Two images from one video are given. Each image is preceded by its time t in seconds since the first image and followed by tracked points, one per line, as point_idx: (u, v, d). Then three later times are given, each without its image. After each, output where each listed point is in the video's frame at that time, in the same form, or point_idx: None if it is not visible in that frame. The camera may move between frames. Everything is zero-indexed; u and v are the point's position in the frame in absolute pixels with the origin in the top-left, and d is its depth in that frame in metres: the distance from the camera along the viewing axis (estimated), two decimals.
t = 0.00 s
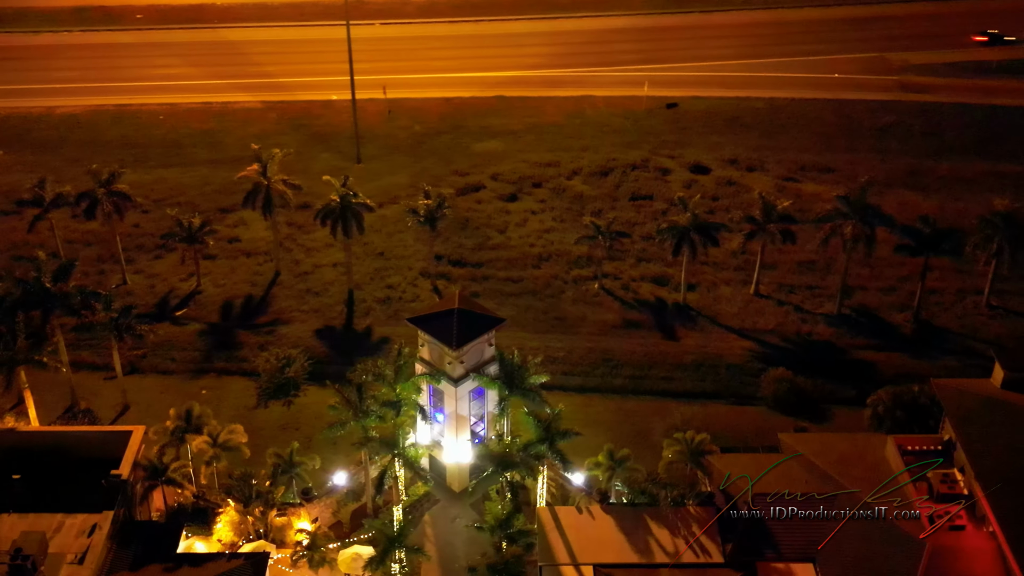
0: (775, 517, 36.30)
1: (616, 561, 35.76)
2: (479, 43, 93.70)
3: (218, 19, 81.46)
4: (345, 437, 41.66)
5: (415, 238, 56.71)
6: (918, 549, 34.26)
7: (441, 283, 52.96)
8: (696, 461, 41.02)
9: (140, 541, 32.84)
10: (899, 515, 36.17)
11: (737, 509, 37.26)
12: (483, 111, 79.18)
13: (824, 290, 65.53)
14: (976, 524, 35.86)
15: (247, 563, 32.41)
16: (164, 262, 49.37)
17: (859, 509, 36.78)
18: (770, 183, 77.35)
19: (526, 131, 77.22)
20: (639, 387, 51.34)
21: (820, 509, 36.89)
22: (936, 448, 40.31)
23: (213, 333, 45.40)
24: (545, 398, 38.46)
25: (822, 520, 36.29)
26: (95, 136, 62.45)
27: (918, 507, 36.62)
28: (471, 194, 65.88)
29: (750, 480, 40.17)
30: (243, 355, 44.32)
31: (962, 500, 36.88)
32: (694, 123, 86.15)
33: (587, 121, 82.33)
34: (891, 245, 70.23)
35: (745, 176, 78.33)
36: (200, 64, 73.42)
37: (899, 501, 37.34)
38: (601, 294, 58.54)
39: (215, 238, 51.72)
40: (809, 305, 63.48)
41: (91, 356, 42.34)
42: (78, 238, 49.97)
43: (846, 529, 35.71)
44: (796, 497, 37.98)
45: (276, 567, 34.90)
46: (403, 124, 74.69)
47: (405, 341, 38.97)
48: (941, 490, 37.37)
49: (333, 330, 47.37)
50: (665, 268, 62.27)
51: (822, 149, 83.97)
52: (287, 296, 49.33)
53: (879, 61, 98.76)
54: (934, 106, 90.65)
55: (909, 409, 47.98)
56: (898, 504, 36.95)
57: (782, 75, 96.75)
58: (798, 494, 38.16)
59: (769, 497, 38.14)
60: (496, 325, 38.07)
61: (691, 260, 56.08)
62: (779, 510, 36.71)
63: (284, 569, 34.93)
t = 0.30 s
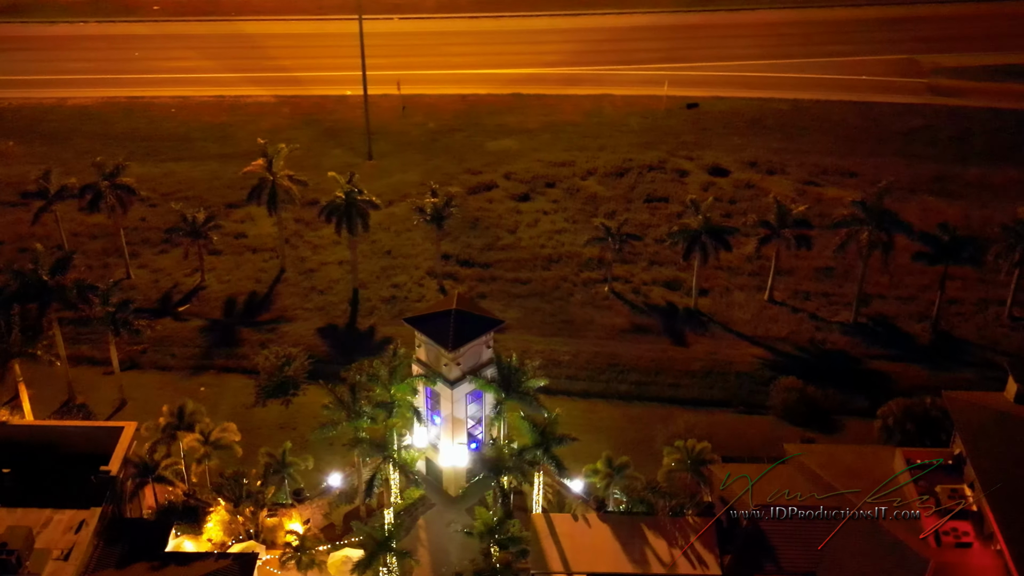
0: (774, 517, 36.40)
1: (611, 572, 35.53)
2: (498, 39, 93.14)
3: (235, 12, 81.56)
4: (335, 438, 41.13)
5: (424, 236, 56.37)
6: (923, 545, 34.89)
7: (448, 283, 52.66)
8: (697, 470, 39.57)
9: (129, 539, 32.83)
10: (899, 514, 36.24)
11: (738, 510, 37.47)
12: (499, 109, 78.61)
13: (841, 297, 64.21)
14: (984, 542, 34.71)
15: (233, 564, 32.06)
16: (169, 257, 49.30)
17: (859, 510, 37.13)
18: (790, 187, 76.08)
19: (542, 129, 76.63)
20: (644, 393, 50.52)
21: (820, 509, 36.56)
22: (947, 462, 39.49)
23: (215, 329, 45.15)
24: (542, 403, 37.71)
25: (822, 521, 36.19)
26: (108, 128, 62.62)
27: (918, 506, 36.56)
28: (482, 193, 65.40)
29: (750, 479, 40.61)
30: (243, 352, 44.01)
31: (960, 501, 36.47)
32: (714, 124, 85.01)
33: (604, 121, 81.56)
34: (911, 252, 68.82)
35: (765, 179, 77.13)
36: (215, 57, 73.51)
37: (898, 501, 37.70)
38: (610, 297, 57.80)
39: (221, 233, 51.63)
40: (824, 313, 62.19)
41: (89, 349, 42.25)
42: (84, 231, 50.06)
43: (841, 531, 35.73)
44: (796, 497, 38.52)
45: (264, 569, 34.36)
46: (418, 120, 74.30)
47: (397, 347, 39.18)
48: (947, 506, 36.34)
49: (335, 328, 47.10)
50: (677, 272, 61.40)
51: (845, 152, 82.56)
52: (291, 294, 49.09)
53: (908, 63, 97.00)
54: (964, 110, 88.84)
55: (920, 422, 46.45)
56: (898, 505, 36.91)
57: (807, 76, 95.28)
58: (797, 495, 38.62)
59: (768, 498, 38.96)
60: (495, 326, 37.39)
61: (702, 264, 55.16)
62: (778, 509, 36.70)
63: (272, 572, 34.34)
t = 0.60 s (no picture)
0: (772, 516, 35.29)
1: None
2: (518, 36, 92.56)
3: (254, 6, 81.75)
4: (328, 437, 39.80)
5: (432, 236, 56.05)
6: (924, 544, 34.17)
7: (455, 283, 52.34)
8: (696, 481, 39.05)
9: (119, 538, 32.19)
10: (900, 514, 35.41)
11: (738, 509, 37.38)
12: (515, 107, 78.08)
13: (859, 305, 62.47)
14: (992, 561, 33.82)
15: (219, 564, 31.59)
16: (174, 253, 49.31)
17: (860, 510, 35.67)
18: (812, 192, 74.69)
19: (559, 129, 76.05)
20: (651, 400, 49.41)
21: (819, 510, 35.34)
22: (956, 478, 38.28)
23: (217, 326, 45.00)
24: (538, 407, 37.27)
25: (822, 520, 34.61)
26: (120, 121, 62.87)
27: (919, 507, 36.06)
28: (495, 192, 64.94)
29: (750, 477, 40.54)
30: (244, 350, 43.77)
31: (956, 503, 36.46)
32: (736, 126, 83.83)
33: (623, 121, 80.82)
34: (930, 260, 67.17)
35: (785, 183, 75.87)
36: (231, 51, 73.70)
37: (898, 501, 36.53)
38: (620, 302, 56.98)
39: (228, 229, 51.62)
40: (840, 321, 60.66)
41: (88, 342, 42.23)
42: (90, 224, 50.24)
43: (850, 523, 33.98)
44: (796, 497, 37.48)
45: (252, 569, 33.67)
46: (433, 117, 73.94)
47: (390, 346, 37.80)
48: (956, 523, 35.32)
49: (338, 327, 46.81)
50: (689, 277, 60.40)
51: (870, 157, 81.08)
52: (295, 292, 48.91)
53: (939, 67, 95.13)
54: (996, 116, 86.94)
55: (930, 435, 44.22)
56: (897, 505, 36.14)
57: (834, 77, 93.70)
58: (802, 496, 37.37)
59: (770, 500, 37.95)
60: (493, 328, 36.81)
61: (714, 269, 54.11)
62: (779, 509, 35.88)
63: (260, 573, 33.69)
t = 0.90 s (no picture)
0: (773, 517, 35.36)
1: None
2: (540, 33, 91.84)
3: None
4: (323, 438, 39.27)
5: (442, 235, 55.69)
6: (924, 546, 33.70)
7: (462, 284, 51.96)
8: (694, 490, 38.17)
9: (108, 535, 32.07)
10: (899, 514, 35.14)
11: (737, 510, 36.42)
12: (533, 105, 77.41)
13: (878, 315, 60.63)
14: None
15: (208, 565, 31.38)
16: (180, 249, 49.22)
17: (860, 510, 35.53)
18: (834, 198, 73.11)
19: (577, 129, 75.37)
20: (657, 408, 48.24)
21: (819, 509, 35.48)
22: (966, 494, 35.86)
23: (219, 323, 44.85)
24: (536, 412, 36.54)
25: (821, 520, 34.83)
26: (133, 114, 63.01)
27: (919, 506, 35.46)
28: (509, 192, 64.42)
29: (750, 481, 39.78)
30: (245, 349, 43.52)
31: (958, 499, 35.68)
32: (758, 128, 82.47)
33: (642, 121, 79.97)
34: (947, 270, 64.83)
35: (807, 188, 74.45)
36: (247, 45, 73.87)
37: (897, 501, 36.10)
38: (631, 306, 55.95)
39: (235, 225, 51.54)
40: (857, 330, 58.64)
41: (87, 335, 42.16)
42: (97, 218, 50.33)
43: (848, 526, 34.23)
44: (796, 497, 37.22)
45: (241, 570, 33.16)
46: (449, 115, 73.49)
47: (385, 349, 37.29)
48: (963, 543, 33.19)
49: (342, 326, 46.40)
50: (703, 282, 59.12)
51: (895, 162, 79.36)
52: (301, 290, 48.67)
53: (972, 71, 92.99)
54: None
55: (941, 450, 42.04)
56: (897, 505, 35.69)
57: (862, 80, 91.90)
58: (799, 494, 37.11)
59: (769, 499, 37.00)
60: (491, 331, 36.11)
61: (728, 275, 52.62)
62: (779, 509, 35.75)
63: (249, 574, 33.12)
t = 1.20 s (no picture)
0: (774, 517, 35.10)
1: None
2: (562, 31, 91.12)
3: None
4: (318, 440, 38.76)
5: (451, 235, 55.28)
6: (922, 546, 33.17)
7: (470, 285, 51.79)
8: (694, 501, 36.82)
9: (97, 534, 31.54)
10: (901, 513, 34.86)
11: (737, 509, 35.96)
12: (550, 105, 76.75)
13: (895, 325, 58.07)
14: None
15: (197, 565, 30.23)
16: (186, 244, 49.16)
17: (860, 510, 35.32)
18: (856, 204, 71.31)
19: (594, 129, 74.64)
20: (663, 416, 46.71)
21: (819, 510, 35.38)
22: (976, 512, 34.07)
23: (222, 320, 44.67)
24: (533, 417, 35.11)
25: (821, 520, 34.76)
26: (145, 107, 63.23)
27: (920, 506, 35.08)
28: (522, 192, 63.78)
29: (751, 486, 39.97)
30: (247, 347, 43.28)
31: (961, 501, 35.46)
32: (781, 131, 80.97)
33: (662, 122, 79.10)
34: (965, 280, 62.29)
35: (829, 194, 72.76)
36: (260, 38, 74.58)
37: (898, 502, 35.84)
38: (641, 312, 54.67)
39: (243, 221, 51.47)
40: (872, 340, 56.06)
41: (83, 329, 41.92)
42: (104, 212, 50.47)
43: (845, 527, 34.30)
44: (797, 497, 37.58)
45: (228, 572, 32.40)
46: (465, 113, 72.94)
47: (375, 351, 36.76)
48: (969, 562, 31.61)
49: (345, 326, 45.96)
50: (716, 288, 57.40)
51: (922, 168, 77.17)
52: (306, 288, 48.40)
53: (1007, 76, 90.41)
54: None
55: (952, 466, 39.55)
56: (897, 505, 35.39)
57: (891, 83, 89.90)
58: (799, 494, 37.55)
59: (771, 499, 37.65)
60: (489, 334, 35.15)
61: (740, 281, 50.95)
62: (779, 509, 35.57)
63: None
